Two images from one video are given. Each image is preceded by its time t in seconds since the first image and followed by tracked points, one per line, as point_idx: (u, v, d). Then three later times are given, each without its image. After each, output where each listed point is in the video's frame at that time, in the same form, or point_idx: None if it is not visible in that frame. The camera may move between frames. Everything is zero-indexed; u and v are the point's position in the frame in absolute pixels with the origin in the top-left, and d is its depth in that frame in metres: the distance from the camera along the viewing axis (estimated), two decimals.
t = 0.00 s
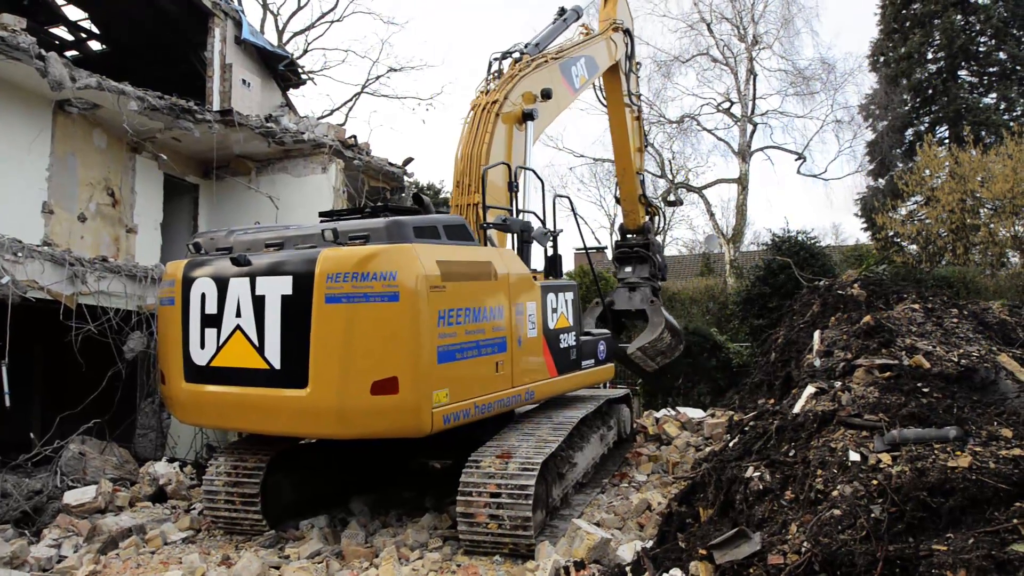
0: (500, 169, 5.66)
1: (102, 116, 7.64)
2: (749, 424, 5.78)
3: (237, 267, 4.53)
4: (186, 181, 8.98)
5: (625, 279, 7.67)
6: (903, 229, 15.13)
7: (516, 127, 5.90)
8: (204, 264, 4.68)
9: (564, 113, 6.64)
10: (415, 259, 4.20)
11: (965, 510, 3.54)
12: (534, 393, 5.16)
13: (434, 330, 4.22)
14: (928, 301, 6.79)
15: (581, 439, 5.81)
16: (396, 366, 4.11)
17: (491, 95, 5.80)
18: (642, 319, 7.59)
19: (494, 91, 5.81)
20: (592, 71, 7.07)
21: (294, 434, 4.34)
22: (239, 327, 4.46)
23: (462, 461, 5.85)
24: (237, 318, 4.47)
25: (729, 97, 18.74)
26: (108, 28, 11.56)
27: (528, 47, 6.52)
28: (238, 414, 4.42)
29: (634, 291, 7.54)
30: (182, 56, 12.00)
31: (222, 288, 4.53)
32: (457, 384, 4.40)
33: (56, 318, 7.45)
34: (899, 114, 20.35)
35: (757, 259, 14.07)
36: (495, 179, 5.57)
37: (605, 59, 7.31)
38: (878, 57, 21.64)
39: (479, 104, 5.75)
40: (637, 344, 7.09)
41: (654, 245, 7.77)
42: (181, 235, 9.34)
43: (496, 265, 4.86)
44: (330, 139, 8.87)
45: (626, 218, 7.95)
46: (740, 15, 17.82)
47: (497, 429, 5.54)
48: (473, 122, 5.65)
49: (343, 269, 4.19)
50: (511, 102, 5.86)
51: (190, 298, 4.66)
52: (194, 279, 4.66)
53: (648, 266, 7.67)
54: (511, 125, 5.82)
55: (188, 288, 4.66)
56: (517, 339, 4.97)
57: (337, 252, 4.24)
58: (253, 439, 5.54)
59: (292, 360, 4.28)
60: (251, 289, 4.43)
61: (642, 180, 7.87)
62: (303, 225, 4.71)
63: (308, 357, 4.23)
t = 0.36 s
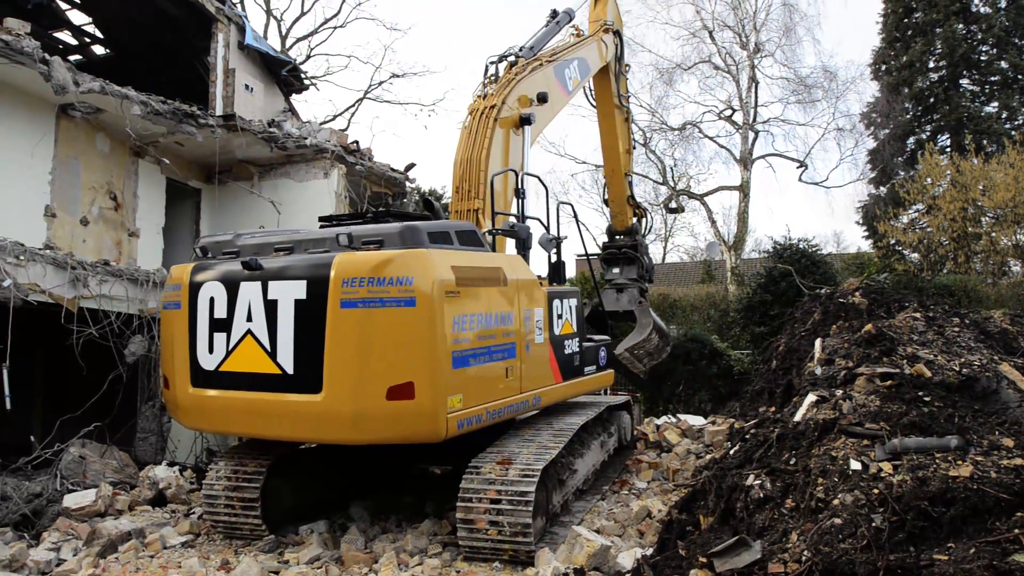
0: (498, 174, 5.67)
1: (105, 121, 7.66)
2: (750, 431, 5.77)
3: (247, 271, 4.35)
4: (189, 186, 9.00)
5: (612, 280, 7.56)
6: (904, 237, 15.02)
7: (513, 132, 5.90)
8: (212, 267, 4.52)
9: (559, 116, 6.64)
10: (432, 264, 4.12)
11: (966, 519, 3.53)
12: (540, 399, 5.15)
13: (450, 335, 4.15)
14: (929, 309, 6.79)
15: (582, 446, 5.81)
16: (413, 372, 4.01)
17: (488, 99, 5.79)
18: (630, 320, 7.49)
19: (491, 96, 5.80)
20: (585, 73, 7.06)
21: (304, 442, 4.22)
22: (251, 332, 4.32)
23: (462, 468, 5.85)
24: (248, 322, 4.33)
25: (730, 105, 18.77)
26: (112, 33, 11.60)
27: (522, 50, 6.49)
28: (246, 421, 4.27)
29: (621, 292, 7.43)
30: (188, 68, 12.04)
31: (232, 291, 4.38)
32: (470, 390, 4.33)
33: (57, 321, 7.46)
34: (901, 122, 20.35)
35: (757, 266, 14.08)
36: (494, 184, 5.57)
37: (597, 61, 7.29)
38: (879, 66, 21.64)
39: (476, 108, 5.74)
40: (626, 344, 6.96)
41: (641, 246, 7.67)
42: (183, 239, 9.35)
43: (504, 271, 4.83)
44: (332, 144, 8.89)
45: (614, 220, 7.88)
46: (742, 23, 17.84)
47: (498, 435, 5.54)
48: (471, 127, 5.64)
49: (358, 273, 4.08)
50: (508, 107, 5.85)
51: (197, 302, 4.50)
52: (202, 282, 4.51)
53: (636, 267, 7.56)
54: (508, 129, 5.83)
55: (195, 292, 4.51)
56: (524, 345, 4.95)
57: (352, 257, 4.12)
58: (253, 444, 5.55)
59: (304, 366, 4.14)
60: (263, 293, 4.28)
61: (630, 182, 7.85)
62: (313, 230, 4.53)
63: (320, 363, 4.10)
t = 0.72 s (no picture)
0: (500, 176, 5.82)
1: (119, 121, 7.84)
2: (745, 428, 5.93)
3: (265, 269, 4.51)
4: (200, 185, 9.19)
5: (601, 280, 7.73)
6: (897, 240, 15.12)
7: (513, 135, 6.07)
8: (230, 265, 4.66)
9: (556, 119, 6.80)
10: (449, 263, 4.26)
11: (955, 515, 3.71)
12: (547, 394, 5.35)
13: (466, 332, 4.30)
14: (921, 310, 6.95)
15: (581, 441, 5.98)
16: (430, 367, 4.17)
17: (489, 103, 5.96)
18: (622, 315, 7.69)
19: (492, 99, 5.96)
20: (580, 78, 7.22)
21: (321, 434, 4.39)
22: (269, 327, 4.46)
23: (465, 461, 6.03)
24: (266, 318, 4.47)
25: (728, 110, 18.91)
26: (125, 36, 11.78)
27: (522, 55, 6.62)
28: (267, 415, 4.43)
29: (610, 290, 7.58)
30: (196, 69, 12.29)
31: (249, 288, 4.52)
32: (484, 384, 4.50)
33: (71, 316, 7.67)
34: (894, 127, 20.49)
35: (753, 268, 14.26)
36: (495, 185, 5.74)
37: (592, 64, 7.45)
38: (874, 72, 21.77)
39: (479, 111, 5.90)
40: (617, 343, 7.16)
41: (629, 244, 7.82)
42: (193, 237, 9.54)
43: (515, 270, 4.99)
44: (339, 145, 9.06)
45: (604, 220, 8.08)
46: (740, 30, 17.97)
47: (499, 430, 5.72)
48: (473, 130, 5.80)
49: (377, 270, 4.23)
50: (508, 110, 6.01)
51: (214, 298, 4.64)
52: (219, 280, 4.65)
53: (625, 266, 7.72)
54: (508, 132, 5.99)
55: (212, 289, 4.66)
56: (532, 342, 5.14)
57: (370, 255, 4.28)
58: (262, 437, 5.74)
59: (324, 361, 4.29)
60: (281, 290, 4.43)
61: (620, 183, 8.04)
62: (329, 229, 4.71)
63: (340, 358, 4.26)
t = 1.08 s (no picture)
0: (500, 182, 6.14)
1: (140, 130, 8.21)
2: (736, 424, 6.25)
3: (286, 271, 4.84)
4: (216, 191, 9.56)
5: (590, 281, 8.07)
6: (880, 244, 15.63)
7: (513, 144, 6.39)
8: (251, 268, 4.99)
9: (551, 129, 7.12)
10: (463, 266, 4.57)
11: (936, 508, 4.01)
12: (549, 391, 5.67)
13: (479, 332, 4.62)
14: (903, 312, 7.28)
15: (579, 436, 6.31)
16: (446, 365, 4.48)
17: (491, 114, 6.27)
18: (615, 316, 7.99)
19: (493, 111, 6.28)
20: (573, 90, 7.55)
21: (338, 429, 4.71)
22: (289, 327, 4.79)
23: (467, 455, 6.37)
24: (286, 318, 4.80)
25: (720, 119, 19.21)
26: (148, 49, 12.13)
27: (520, 67, 6.94)
28: (290, 410, 4.74)
29: (600, 291, 7.92)
30: (202, 69, 12.50)
31: (270, 290, 4.84)
32: (494, 382, 4.81)
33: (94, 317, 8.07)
34: (877, 138, 20.78)
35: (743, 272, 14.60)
36: (496, 192, 6.05)
37: (585, 77, 7.78)
38: (857, 85, 22.10)
39: (480, 122, 6.22)
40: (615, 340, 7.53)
41: (617, 249, 8.21)
42: (207, 240, 9.90)
43: (521, 273, 5.31)
44: (350, 153, 9.41)
45: (593, 226, 8.46)
46: (731, 45, 18.28)
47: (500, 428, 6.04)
48: (475, 140, 6.12)
49: (395, 273, 4.54)
50: (508, 121, 6.33)
51: (237, 299, 4.96)
52: (241, 282, 4.97)
53: (613, 269, 8.10)
54: (509, 142, 6.31)
55: (235, 291, 4.98)
56: (537, 342, 5.46)
57: (388, 259, 4.60)
58: (275, 431, 6.07)
59: (344, 360, 4.60)
60: (302, 292, 4.75)
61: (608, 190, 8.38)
62: (346, 233, 5.04)
63: (360, 357, 4.57)
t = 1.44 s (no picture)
0: (500, 194, 6.28)
1: (148, 139, 8.36)
2: (731, 432, 6.35)
3: (297, 279, 4.96)
4: (222, 199, 9.73)
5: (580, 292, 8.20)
6: (873, 258, 15.74)
7: (512, 157, 6.53)
8: (261, 275, 5.10)
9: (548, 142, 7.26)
10: (473, 276, 4.71)
11: (928, 517, 4.06)
12: (552, 398, 5.79)
13: (489, 339, 4.75)
14: (896, 324, 7.40)
15: (577, 443, 6.42)
16: (457, 372, 4.61)
17: (491, 126, 6.41)
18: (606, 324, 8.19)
19: (494, 124, 6.42)
20: (568, 104, 7.70)
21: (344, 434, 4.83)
22: (300, 334, 4.90)
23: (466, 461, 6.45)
24: (297, 325, 4.91)
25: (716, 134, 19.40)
26: (157, 60, 12.29)
27: (518, 82, 7.08)
28: (302, 416, 4.84)
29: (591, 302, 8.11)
30: (208, 70, 12.53)
31: (280, 298, 4.96)
32: (502, 389, 4.94)
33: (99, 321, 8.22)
34: (871, 153, 20.92)
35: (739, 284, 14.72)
36: (497, 203, 6.18)
37: (579, 91, 7.93)
38: (851, 101, 22.30)
39: (481, 134, 6.36)
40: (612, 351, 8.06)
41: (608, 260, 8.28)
42: (212, 247, 10.07)
43: (527, 283, 5.45)
44: (354, 164, 9.56)
45: (583, 236, 8.47)
46: (727, 61, 18.48)
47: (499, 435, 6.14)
48: (475, 152, 6.25)
49: (408, 282, 4.67)
50: (508, 134, 6.47)
51: (247, 305, 5.08)
52: (251, 289, 5.09)
53: (602, 281, 8.20)
54: (508, 154, 6.45)
55: (245, 298, 5.09)
56: (541, 350, 5.59)
57: (400, 267, 4.73)
58: (278, 437, 6.18)
59: (354, 366, 4.72)
60: (313, 299, 4.87)
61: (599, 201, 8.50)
62: (356, 242, 5.17)
63: (371, 363, 4.69)
